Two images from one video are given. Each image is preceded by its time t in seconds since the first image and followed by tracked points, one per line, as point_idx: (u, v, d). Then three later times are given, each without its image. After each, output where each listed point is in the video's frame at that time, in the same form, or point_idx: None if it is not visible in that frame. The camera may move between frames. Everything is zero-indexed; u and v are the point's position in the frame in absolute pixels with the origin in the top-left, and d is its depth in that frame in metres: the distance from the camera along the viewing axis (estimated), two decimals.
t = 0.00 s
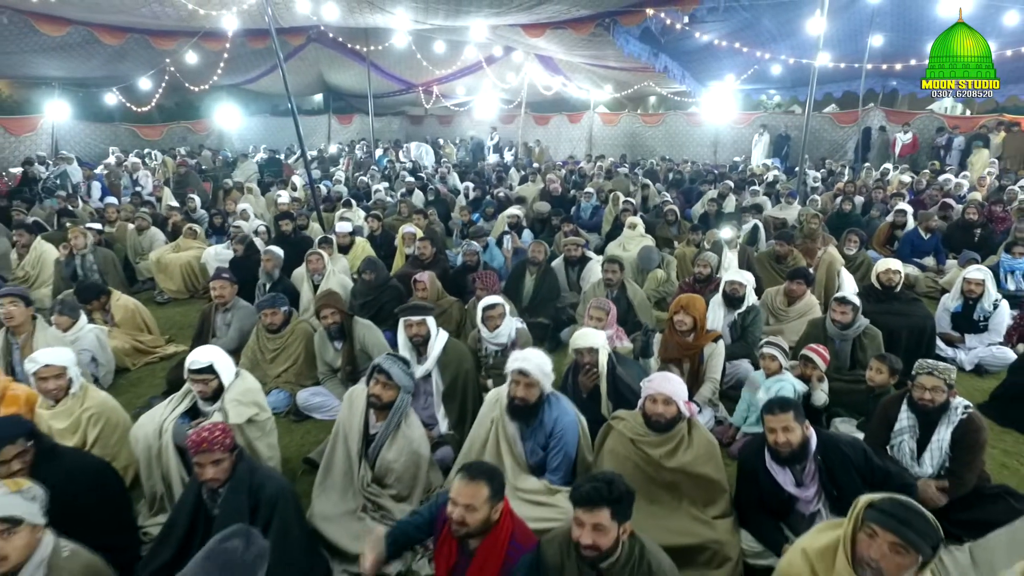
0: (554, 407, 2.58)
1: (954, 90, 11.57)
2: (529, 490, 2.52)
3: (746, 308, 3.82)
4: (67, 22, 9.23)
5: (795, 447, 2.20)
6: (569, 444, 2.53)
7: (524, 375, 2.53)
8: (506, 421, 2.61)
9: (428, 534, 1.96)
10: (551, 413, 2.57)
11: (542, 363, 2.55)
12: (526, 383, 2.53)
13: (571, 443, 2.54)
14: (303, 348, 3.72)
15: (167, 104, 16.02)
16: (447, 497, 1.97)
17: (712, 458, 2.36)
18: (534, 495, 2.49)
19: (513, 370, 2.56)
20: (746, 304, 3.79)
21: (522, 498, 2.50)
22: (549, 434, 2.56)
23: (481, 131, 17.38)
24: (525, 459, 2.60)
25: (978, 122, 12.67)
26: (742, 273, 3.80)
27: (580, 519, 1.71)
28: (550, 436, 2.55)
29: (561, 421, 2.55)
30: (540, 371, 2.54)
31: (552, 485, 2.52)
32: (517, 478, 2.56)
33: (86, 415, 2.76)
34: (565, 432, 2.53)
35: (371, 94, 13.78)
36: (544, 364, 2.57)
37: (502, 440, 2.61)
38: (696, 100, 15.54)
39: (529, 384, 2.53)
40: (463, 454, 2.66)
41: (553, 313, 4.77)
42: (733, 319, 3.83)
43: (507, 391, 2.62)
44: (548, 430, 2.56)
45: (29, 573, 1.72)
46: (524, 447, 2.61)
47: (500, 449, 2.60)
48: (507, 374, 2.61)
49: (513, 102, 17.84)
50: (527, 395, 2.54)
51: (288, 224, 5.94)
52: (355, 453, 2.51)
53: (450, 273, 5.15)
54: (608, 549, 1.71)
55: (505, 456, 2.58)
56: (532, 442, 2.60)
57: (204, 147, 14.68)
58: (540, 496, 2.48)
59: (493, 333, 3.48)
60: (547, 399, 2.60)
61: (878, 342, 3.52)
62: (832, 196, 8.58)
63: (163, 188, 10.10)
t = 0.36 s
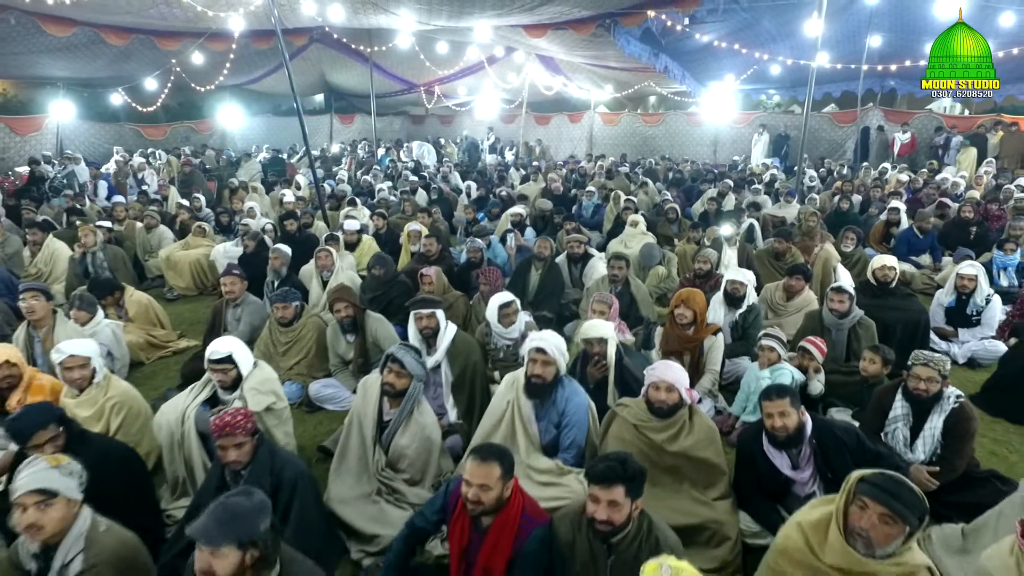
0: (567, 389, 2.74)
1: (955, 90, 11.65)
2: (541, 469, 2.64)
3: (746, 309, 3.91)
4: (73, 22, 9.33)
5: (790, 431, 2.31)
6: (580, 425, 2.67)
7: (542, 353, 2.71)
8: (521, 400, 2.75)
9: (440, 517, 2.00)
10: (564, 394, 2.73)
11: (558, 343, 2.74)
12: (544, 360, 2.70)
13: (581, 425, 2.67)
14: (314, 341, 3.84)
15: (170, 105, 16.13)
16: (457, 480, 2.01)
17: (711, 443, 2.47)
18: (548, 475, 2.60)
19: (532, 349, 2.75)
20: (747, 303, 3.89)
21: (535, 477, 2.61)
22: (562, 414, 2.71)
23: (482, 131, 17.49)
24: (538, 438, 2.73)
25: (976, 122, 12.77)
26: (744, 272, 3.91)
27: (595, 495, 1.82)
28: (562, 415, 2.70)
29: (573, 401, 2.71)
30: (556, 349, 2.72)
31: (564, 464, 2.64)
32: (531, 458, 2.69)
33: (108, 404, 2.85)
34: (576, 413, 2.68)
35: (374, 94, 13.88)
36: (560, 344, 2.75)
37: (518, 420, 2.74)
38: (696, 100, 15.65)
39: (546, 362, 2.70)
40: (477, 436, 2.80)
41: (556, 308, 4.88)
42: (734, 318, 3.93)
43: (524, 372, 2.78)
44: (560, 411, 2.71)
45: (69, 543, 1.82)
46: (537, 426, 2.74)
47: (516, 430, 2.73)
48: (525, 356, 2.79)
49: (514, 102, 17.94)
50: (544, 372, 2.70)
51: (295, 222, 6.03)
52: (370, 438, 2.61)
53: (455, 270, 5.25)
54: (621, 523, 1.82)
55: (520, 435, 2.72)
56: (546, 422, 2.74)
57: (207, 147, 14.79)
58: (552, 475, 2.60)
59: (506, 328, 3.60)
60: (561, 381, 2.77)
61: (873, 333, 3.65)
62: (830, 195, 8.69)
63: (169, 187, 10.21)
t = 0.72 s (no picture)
0: (567, 385, 2.82)
1: (955, 90, 11.74)
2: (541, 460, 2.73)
3: (744, 309, 4.01)
4: (79, 23, 9.45)
5: (786, 417, 2.41)
6: (579, 419, 2.75)
7: (540, 354, 2.76)
8: (523, 396, 2.83)
9: (446, 494, 2.14)
10: (564, 390, 2.80)
11: (557, 344, 2.78)
12: (543, 361, 2.76)
13: (582, 416, 2.76)
14: (323, 334, 3.95)
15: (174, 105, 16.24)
16: (462, 460, 2.15)
17: (710, 428, 2.58)
18: (547, 465, 2.67)
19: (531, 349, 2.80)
20: (743, 304, 4.00)
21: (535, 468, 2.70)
22: (562, 410, 2.79)
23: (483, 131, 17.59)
24: (539, 432, 2.81)
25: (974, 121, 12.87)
26: (740, 274, 4.00)
27: (607, 475, 1.91)
28: (562, 411, 2.78)
29: (572, 397, 2.78)
30: (554, 350, 2.77)
31: (564, 456, 2.72)
32: (532, 451, 2.77)
33: (130, 392, 2.96)
34: (576, 407, 2.76)
35: (376, 94, 13.98)
36: (559, 344, 2.80)
37: (519, 417, 2.82)
38: (696, 99, 15.75)
39: (545, 363, 2.76)
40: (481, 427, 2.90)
41: (559, 302, 5.00)
42: (731, 318, 4.03)
43: (525, 369, 2.85)
44: (561, 406, 2.79)
45: (103, 518, 1.93)
46: (539, 421, 2.82)
47: (518, 424, 2.81)
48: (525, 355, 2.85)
49: (516, 102, 18.03)
50: (544, 372, 2.76)
51: (302, 220, 6.13)
52: (382, 424, 2.73)
53: (460, 266, 5.37)
54: (630, 503, 1.91)
55: (520, 429, 2.79)
56: (546, 416, 2.81)
57: (211, 147, 14.90)
58: (551, 465, 2.68)
59: (513, 323, 3.71)
60: (562, 377, 2.84)
61: (868, 325, 3.75)
62: (829, 194, 8.81)
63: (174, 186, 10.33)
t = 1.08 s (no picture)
0: (568, 380, 2.88)
1: (955, 90, 11.82)
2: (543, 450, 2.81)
3: (738, 305, 4.10)
4: (84, 23, 9.56)
5: (782, 403, 2.52)
6: (580, 411, 2.84)
7: (538, 353, 2.81)
8: (523, 393, 2.92)
9: (451, 478, 2.26)
10: (564, 384, 2.87)
11: (554, 343, 2.83)
12: (540, 360, 2.81)
13: (583, 407, 2.85)
14: (333, 328, 4.07)
15: (177, 104, 16.36)
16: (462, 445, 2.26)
17: (708, 415, 2.69)
18: (549, 452, 2.75)
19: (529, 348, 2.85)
20: (736, 301, 4.09)
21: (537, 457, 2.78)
22: (563, 404, 2.86)
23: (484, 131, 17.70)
24: (541, 426, 2.90)
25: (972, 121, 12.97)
26: (730, 274, 4.08)
27: (606, 455, 2.02)
28: (563, 404, 2.86)
29: (573, 390, 2.86)
30: (551, 349, 2.81)
31: (568, 444, 2.81)
32: (533, 443, 2.86)
33: (149, 380, 3.07)
34: (577, 399, 2.84)
35: (378, 94, 14.09)
36: (556, 343, 2.84)
37: (521, 413, 2.91)
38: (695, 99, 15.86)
39: (543, 361, 2.81)
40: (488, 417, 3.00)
41: (561, 297, 5.12)
42: (725, 315, 4.11)
43: (525, 366, 2.92)
44: (562, 399, 2.86)
45: (135, 494, 2.05)
46: (541, 415, 2.90)
47: (519, 417, 2.90)
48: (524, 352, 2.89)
49: (517, 102, 18.14)
50: (541, 369, 2.82)
51: (308, 219, 6.24)
52: (393, 411, 2.84)
53: (464, 263, 5.48)
54: (629, 480, 2.02)
55: (521, 424, 2.90)
56: (548, 410, 2.89)
57: (214, 147, 15.03)
58: (554, 453, 2.76)
59: (515, 315, 3.83)
60: (561, 372, 2.90)
61: (863, 319, 3.87)
62: (827, 192, 8.92)
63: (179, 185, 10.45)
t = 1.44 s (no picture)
0: (575, 365, 3.03)
1: (955, 90, 11.90)
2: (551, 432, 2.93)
3: (733, 296, 4.24)
4: (90, 24, 9.66)
5: (778, 390, 2.63)
6: (586, 395, 2.97)
7: (552, 334, 2.97)
8: (532, 376, 3.06)
9: (459, 465, 2.35)
10: (571, 368, 3.01)
11: (568, 326, 3.01)
12: (554, 340, 2.97)
13: (588, 393, 2.97)
14: (344, 321, 4.19)
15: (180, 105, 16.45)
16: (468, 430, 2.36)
17: (707, 403, 2.81)
18: (555, 436, 2.87)
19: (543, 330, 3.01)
20: (732, 291, 4.23)
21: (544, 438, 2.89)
22: (570, 386, 3.00)
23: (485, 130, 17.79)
24: (549, 409, 3.02)
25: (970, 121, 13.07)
26: (727, 262, 4.24)
27: (607, 435, 2.12)
28: (570, 388, 2.99)
29: (580, 375, 3.00)
30: (565, 331, 2.98)
31: (573, 428, 2.93)
32: (541, 424, 2.98)
33: (167, 371, 3.19)
34: (582, 384, 2.98)
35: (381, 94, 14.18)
36: (570, 326, 3.02)
37: (530, 393, 3.05)
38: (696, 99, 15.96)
39: (556, 342, 2.97)
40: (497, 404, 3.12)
41: (563, 293, 5.24)
42: (723, 305, 4.23)
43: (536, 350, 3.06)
44: (568, 383, 3.00)
45: (164, 475, 2.15)
46: (548, 399, 3.03)
47: (528, 399, 3.05)
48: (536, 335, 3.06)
49: (518, 102, 18.25)
50: (553, 350, 2.97)
51: (314, 217, 6.35)
52: (404, 400, 2.95)
53: (469, 260, 5.59)
54: (629, 458, 2.12)
55: (530, 406, 3.03)
56: (555, 394, 3.02)
57: (217, 147, 15.13)
58: (560, 437, 2.87)
59: (514, 309, 3.96)
60: (569, 357, 3.05)
61: (858, 314, 3.95)
62: (826, 191, 9.02)
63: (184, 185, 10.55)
